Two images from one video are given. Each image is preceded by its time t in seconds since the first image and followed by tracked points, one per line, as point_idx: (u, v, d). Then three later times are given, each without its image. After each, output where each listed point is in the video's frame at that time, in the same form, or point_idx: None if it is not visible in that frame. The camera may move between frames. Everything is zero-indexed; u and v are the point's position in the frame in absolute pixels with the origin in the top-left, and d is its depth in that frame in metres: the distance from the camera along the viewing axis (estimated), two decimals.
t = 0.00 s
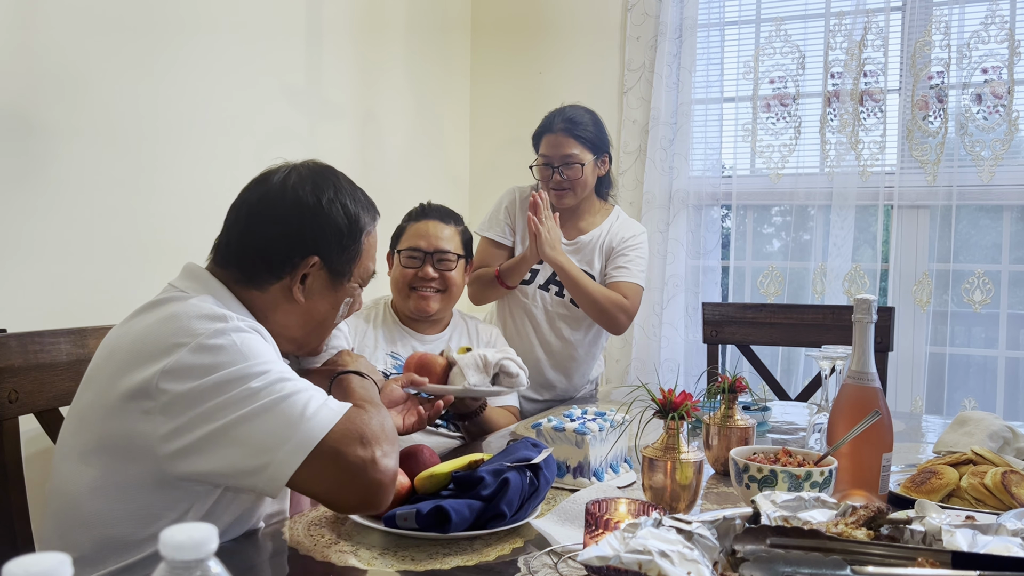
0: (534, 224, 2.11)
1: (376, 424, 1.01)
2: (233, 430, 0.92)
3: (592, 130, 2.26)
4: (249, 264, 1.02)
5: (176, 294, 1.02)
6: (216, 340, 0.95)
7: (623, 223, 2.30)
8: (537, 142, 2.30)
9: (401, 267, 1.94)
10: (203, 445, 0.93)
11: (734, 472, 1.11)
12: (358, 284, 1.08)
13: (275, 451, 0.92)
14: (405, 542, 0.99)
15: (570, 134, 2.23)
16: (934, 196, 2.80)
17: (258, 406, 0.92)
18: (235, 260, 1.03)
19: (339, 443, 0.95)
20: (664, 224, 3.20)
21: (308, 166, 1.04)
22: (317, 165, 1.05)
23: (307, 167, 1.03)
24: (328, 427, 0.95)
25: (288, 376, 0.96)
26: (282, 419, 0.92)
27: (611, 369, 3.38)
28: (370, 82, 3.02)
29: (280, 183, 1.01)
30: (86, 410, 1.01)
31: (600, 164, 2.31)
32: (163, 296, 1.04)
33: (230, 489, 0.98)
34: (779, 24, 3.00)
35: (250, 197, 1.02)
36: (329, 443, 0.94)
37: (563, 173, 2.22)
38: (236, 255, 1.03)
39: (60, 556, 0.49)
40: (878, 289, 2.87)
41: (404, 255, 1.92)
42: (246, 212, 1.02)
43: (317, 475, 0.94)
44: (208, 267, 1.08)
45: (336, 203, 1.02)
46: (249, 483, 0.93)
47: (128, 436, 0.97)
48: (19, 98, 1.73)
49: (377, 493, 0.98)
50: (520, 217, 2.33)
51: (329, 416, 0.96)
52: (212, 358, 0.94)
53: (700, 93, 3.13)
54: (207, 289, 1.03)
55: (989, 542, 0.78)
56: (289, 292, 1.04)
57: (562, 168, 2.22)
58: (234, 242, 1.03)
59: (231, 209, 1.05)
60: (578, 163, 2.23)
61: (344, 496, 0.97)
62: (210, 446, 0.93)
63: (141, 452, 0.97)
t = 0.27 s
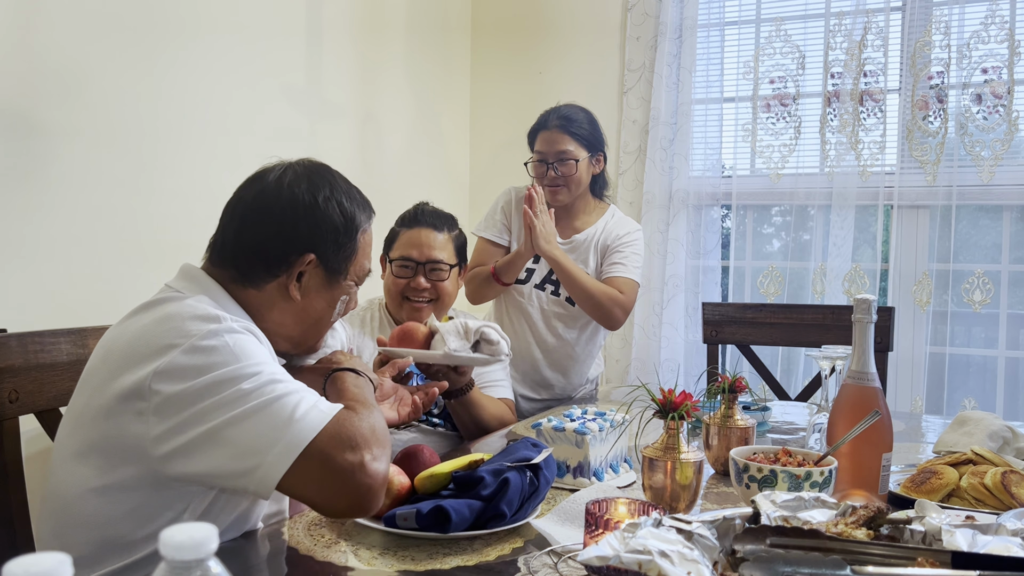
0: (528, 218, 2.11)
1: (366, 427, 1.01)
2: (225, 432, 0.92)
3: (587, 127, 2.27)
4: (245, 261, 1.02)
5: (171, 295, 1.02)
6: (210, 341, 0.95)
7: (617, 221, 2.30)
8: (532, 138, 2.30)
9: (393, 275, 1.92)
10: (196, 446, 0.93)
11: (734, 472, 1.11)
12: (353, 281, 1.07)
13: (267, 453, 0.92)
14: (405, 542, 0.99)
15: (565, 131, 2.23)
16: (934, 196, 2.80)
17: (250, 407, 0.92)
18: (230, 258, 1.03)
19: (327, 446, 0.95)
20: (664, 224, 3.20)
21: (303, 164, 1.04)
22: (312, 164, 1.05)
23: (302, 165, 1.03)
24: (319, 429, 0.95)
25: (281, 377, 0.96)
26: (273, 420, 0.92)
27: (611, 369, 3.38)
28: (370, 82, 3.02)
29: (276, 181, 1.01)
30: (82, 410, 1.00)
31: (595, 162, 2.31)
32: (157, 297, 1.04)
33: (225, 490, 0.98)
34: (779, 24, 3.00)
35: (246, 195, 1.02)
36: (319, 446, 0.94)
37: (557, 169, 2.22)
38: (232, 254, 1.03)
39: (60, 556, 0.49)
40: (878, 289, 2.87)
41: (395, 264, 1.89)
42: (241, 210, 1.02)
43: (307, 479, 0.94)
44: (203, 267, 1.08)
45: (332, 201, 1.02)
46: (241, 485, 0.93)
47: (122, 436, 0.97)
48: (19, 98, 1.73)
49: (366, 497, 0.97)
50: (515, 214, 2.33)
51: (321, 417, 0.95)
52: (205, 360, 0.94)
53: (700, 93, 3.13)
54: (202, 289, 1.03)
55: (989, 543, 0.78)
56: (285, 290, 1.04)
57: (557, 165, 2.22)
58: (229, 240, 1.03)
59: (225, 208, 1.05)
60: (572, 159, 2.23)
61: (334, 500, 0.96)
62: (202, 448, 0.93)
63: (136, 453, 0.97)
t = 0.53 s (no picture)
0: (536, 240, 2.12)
1: (362, 431, 1.01)
2: (221, 434, 0.92)
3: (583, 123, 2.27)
4: (245, 261, 1.02)
5: (170, 295, 1.02)
6: (209, 343, 0.95)
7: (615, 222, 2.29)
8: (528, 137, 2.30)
9: (402, 275, 1.88)
10: (193, 448, 0.93)
11: (734, 472, 1.11)
12: (352, 280, 1.07)
13: (264, 455, 0.91)
14: (405, 541, 0.99)
15: (563, 128, 2.23)
16: (934, 196, 2.80)
17: (248, 409, 0.92)
18: (230, 257, 1.03)
19: (323, 450, 0.95)
20: (664, 224, 3.20)
21: (304, 164, 1.04)
22: (312, 163, 1.05)
23: (302, 165, 1.03)
24: (316, 433, 0.94)
25: (278, 380, 0.96)
26: (270, 423, 0.92)
27: (611, 369, 3.38)
28: (370, 82, 3.02)
29: (277, 180, 1.01)
30: (81, 411, 1.00)
31: (592, 161, 2.31)
32: (157, 297, 1.03)
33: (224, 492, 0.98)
34: (779, 24, 3.00)
35: (246, 195, 1.02)
36: (316, 449, 0.94)
37: (554, 166, 2.22)
38: (231, 254, 1.03)
39: (60, 556, 0.49)
40: (878, 289, 2.87)
41: (408, 263, 1.86)
42: (241, 209, 1.02)
43: (301, 482, 0.94)
44: (203, 267, 1.08)
45: (332, 201, 1.03)
46: (238, 487, 0.93)
47: (121, 438, 0.97)
48: (19, 98, 1.73)
49: (362, 502, 0.97)
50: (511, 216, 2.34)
51: (318, 421, 0.95)
52: (203, 361, 0.94)
53: (700, 94, 3.13)
54: (202, 289, 1.03)
55: (989, 542, 0.78)
56: (285, 289, 1.04)
57: (554, 162, 2.22)
58: (229, 240, 1.03)
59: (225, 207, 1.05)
60: (569, 157, 2.23)
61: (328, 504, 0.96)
62: (200, 449, 0.93)
63: (134, 454, 0.97)
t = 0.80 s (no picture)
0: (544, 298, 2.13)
1: (363, 434, 1.01)
2: (224, 437, 0.92)
3: (581, 121, 2.26)
4: (249, 262, 1.02)
5: (172, 296, 1.02)
6: (211, 345, 0.95)
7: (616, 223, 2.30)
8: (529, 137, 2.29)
9: (414, 274, 1.86)
10: (195, 450, 0.93)
11: (734, 472, 1.11)
12: (355, 276, 1.08)
13: (266, 458, 0.92)
14: (405, 542, 0.99)
15: (567, 129, 2.23)
16: (934, 196, 2.80)
17: (250, 412, 0.92)
18: (232, 258, 1.03)
19: (326, 454, 0.95)
20: (664, 224, 3.20)
21: (302, 162, 1.04)
22: (309, 161, 1.05)
23: (301, 163, 1.03)
24: (319, 436, 0.95)
25: (282, 383, 0.96)
26: (273, 426, 0.92)
27: (611, 369, 3.38)
28: (370, 82, 3.02)
29: (277, 180, 1.01)
30: (81, 412, 1.00)
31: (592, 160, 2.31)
32: (158, 298, 1.03)
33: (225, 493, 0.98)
34: (779, 24, 3.00)
35: (247, 196, 1.01)
36: (319, 452, 0.94)
37: (557, 166, 2.22)
38: (234, 255, 1.02)
39: (60, 556, 0.49)
40: (878, 289, 2.87)
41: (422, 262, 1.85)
42: (243, 210, 1.01)
43: (304, 483, 0.94)
44: (203, 268, 1.07)
45: (333, 199, 1.03)
46: (241, 490, 0.93)
47: (122, 439, 0.97)
48: (19, 98, 1.73)
49: (366, 506, 0.97)
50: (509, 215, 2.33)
51: (321, 423, 0.96)
52: (205, 364, 0.94)
53: (700, 93, 3.13)
54: (203, 291, 1.03)
55: (989, 542, 0.78)
56: (289, 288, 1.04)
57: (558, 163, 2.21)
58: (231, 242, 1.02)
59: (224, 208, 1.04)
60: (572, 157, 2.23)
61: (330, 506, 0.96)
62: (202, 451, 0.92)
63: (134, 456, 0.97)
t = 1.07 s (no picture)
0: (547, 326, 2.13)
1: (366, 435, 1.01)
2: (228, 440, 0.92)
3: (588, 117, 2.27)
4: (252, 265, 1.01)
5: (172, 297, 1.01)
6: (213, 349, 0.94)
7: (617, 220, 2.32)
8: (537, 129, 2.27)
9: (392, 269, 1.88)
10: (199, 452, 0.93)
11: (734, 472, 1.11)
12: (352, 271, 1.09)
13: (272, 461, 0.92)
14: (405, 542, 0.99)
15: (580, 122, 2.23)
16: (934, 196, 2.80)
17: (255, 415, 0.93)
18: (234, 262, 1.02)
19: (331, 457, 0.96)
20: (664, 224, 3.20)
21: (297, 162, 1.02)
22: (303, 159, 1.04)
23: (296, 163, 1.02)
24: (324, 438, 0.95)
25: (286, 386, 0.96)
26: (278, 429, 0.93)
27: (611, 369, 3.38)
28: (370, 82, 3.02)
29: (275, 183, 1.00)
30: (82, 413, 1.00)
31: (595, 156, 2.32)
32: (158, 300, 1.03)
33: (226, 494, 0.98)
34: (779, 24, 3.00)
35: (245, 201, 1.00)
36: (324, 455, 0.95)
37: (574, 156, 2.21)
38: (235, 258, 1.02)
39: (60, 556, 0.49)
40: (878, 289, 2.87)
41: (394, 258, 1.86)
42: (243, 214, 1.00)
43: (309, 485, 0.94)
44: (203, 267, 1.07)
45: (332, 199, 1.02)
46: (246, 492, 0.93)
47: (123, 440, 0.97)
48: (18, 98, 1.73)
49: (370, 509, 0.97)
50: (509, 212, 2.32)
51: (326, 425, 0.96)
52: (209, 367, 0.94)
53: (700, 93, 3.13)
54: (205, 292, 1.02)
55: (989, 542, 0.78)
56: (292, 290, 1.04)
57: (572, 154, 2.21)
58: (232, 246, 1.02)
59: (220, 211, 1.03)
60: (587, 149, 2.23)
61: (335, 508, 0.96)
62: (205, 454, 0.93)
63: (135, 457, 0.97)
